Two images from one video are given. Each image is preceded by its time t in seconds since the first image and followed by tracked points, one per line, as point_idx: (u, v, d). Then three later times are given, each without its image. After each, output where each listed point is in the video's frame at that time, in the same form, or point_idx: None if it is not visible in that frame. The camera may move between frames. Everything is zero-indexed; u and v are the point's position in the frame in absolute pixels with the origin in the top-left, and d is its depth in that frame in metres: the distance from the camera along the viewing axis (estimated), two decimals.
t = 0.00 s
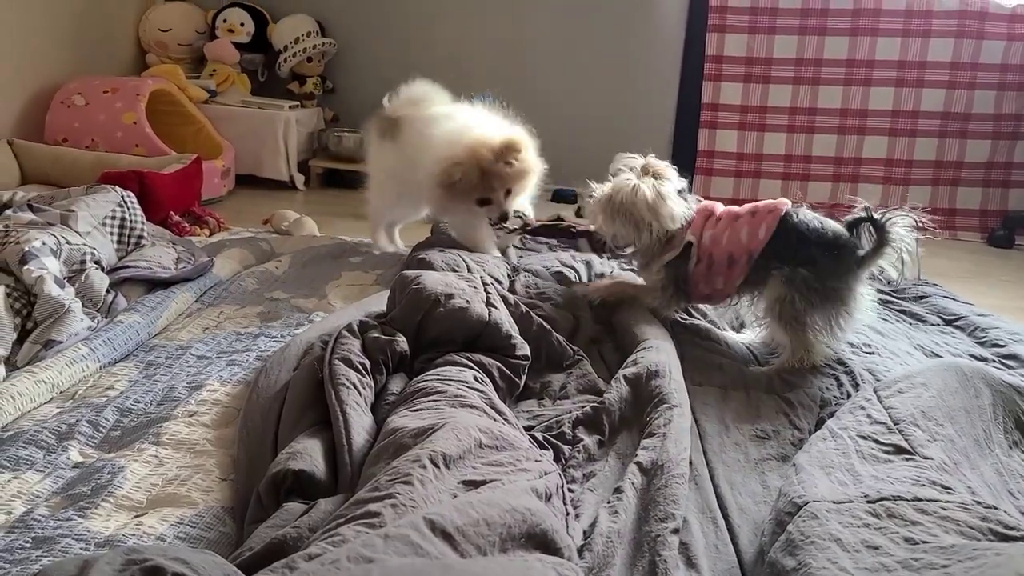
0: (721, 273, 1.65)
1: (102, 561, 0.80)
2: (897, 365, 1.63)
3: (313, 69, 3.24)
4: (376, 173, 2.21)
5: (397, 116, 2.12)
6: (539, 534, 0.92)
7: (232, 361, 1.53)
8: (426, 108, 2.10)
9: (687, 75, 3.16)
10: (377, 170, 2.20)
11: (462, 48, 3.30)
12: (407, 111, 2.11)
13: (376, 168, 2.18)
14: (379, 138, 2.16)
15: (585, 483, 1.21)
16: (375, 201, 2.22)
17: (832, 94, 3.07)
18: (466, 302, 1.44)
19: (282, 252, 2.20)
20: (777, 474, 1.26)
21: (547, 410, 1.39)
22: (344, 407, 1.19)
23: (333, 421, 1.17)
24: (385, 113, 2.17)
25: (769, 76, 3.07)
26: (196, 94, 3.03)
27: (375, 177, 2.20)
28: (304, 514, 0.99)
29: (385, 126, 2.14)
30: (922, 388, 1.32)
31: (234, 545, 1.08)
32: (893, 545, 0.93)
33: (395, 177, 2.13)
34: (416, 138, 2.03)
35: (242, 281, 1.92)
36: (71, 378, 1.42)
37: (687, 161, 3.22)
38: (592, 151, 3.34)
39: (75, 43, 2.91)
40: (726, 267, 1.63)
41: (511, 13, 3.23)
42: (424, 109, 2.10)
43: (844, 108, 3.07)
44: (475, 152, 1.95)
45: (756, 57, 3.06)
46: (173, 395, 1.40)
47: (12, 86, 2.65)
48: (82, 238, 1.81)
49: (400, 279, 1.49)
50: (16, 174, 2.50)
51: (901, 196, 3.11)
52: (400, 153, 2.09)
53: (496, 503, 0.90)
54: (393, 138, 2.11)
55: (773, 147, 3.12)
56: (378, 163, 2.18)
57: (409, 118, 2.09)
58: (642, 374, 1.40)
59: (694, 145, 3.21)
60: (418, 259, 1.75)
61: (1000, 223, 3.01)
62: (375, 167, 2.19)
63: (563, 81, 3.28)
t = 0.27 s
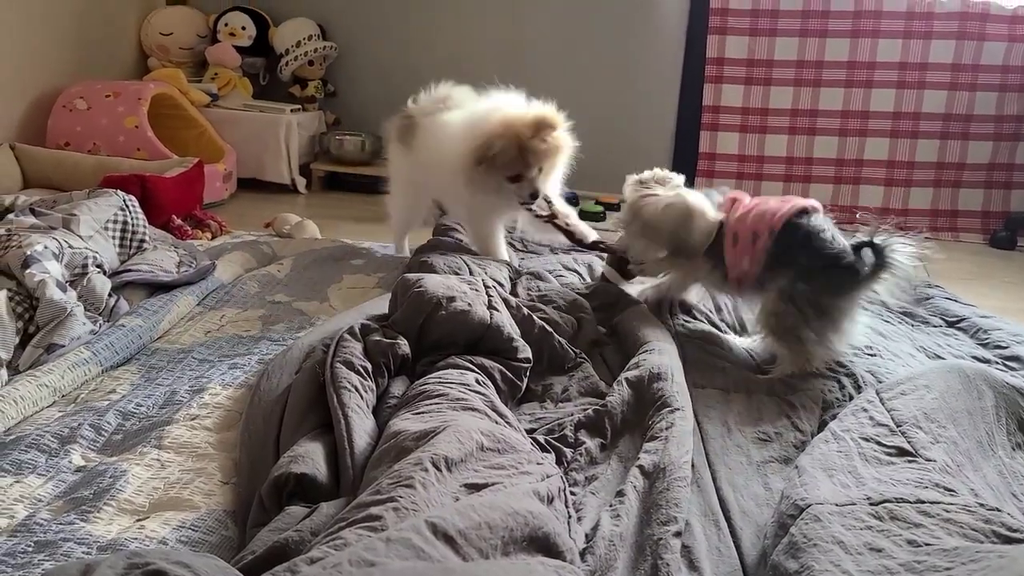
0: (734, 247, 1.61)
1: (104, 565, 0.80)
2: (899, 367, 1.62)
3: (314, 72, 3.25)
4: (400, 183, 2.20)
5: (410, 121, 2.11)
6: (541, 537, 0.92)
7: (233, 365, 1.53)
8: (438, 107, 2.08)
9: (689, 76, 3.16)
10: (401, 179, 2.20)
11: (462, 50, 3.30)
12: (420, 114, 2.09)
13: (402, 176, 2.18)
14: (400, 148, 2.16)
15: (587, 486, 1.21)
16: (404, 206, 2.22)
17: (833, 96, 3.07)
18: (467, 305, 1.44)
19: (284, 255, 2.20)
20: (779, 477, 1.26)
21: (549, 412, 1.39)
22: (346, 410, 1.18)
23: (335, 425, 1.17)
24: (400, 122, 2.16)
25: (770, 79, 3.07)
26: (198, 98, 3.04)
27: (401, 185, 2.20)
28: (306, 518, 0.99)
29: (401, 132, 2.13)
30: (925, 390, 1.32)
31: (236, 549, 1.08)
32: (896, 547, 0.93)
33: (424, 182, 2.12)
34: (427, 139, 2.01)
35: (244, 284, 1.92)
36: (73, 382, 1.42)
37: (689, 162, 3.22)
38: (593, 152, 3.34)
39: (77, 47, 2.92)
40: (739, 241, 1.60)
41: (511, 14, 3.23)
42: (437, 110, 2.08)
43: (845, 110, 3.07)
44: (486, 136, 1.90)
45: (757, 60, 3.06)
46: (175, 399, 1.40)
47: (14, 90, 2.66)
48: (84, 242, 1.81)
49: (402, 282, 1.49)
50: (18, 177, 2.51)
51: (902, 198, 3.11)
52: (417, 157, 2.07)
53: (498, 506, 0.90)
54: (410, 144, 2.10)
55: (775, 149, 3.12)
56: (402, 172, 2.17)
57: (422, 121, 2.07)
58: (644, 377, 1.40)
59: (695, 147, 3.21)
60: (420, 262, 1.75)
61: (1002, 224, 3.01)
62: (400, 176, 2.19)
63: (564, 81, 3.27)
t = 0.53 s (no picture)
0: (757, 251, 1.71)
1: (106, 568, 0.80)
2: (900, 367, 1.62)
3: (315, 74, 3.25)
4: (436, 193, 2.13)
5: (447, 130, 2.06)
6: (543, 539, 0.92)
7: (235, 367, 1.53)
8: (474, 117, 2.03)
9: (689, 77, 3.16)
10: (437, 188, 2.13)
11: (461, 51, 3.30)
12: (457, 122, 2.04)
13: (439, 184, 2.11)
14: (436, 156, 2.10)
15: (589, 488, 1.21)
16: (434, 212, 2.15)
17: (835, 96, 3.07)
18: (469, 307, 1.44)
19: (286, 257, 2.20)
20: (781, 478, 1.26)
21: (551, 414, 1.39)
22: (347, 412, 1.18)
23: (337, 426, 1.17)
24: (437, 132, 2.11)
25: (771, 80, 3.07)
26: (200, 100, 3.04)
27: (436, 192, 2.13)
28: (307, 520, 0.99)
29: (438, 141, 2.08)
30: (926, 391, 1.32)
31: (238, 551, 1.08)
32: (898, 548, 0.93)
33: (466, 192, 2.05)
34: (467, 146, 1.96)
35: (245, 287, 1.93)
36: (75, 384, 1.42)
37: (690, 163, 3.22)
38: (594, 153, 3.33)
39: (78, 50, 2.92)
40: (761, 250, 1.70)
41: (510, 13, 3.23)
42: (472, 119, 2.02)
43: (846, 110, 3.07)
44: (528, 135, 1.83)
45: (758, 60, 3.06)
46: (177, 401, 1.40)
47: (15, 93, 2.66)
48: (86, 245, 1.81)
49: (403, 283, 1.49)
50: (19, 180, 2.51)
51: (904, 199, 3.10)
52: (456, 163, 2.02)
53: (499, 508, 0.90)
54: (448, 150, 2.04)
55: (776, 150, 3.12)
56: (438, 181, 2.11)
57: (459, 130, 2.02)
58: (645, 378, 1.40)
59: (696, 147, 3.21)
60: (421, 264, 1.75)
61: (1003, 225, 3.01)
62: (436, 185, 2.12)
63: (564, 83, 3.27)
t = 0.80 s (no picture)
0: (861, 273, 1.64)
1: (107, 570, 0.80)
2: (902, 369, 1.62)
3: (315, 77, 3.25)
4: (440, 196, 2.16)
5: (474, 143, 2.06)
6: (545, 541, 0.92)
7: (236, 370, 1.53)
8: (499, 137, 2.04)
9: (689, 79, 3.16)
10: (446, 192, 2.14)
11: (461, 52, 3.30)
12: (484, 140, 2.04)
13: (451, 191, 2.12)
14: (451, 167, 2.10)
15: (591, 490, 1.21)
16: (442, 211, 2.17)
17: (836, 97, 3.07)
18: (470, 309, 1.44)
19: (288, 260, 2.21)
20: (783, 479, 1.25)
21: (552, 415, 1.39)
22: (348, 414, 1.18)
23: (338, 429, 1.16)
24: (450, 134, 2.09)
25: (771, 81, 3.07)
26: (200, 103, 3.04)
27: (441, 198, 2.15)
28: (309, 522, 0.99)
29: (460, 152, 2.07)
30: (928, 392, 1.32)
31: (240, 554, 1.08)
32: (900, 549, 0.93)
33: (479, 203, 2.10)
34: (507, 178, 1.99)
35: (246, 289, 1.93)
36: (76, 387, 1.43)
37: (691, 165, 3.22)
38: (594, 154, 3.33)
39: (79, 53, 2.93)
40: (878, 270, 1.63)
41: (511, 14, 3.23)
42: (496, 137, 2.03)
43: (847, 111, 3.08)
44: (581, 189, 1.94)
45: (759, 62, 3.06)
46: (178, 404, 1.40)
47: (17, 97, 2.67)
48: (87, 248, 1.81)
49: (404, 286, 1.49)
50: (21, 183, 2.51)
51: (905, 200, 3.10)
52: (480, 184, 2.04)
53: (501, 510, 0.90)
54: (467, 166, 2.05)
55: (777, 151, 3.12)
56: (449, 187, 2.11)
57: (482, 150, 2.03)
58: (647, 380, 1.40)
59: (697, 149, 3.21)
60: (422, 266, 1.75)
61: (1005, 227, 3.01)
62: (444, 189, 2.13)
63: (564, 84, 3.27)
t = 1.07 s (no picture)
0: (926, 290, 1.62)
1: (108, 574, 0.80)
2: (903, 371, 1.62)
3: (316, 80, 3.25)
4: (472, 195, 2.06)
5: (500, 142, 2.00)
6: (546, 543, 0.92)
7: (237, 372, 1.53)
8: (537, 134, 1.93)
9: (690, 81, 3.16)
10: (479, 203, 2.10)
11: (462, 54, 3.30)
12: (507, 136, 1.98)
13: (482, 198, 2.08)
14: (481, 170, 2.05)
15: (592, 492, 1.20)
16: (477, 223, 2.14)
17: (836, 99, 3.07)
18: (471, 311, 1.44)
19: (289, 263, 2.21)
20: (785, 481, 1.25)
21: (553, 418, 1.39)
22: (349, 417, 1.18)
23: (339, 431, 1.16)
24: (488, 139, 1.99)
25: (771, 83, 3.07)
26: (200, 106, 3.05)
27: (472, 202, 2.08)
28: (310, 525, 0.99)
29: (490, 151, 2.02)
30: (930, 393, 1.32)
31: (241, 557, 1.08)
32: (902, 551, 0.92)
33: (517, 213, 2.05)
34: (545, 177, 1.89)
35: (247, 292, 1.93)
36: (77, 391, 1.42)
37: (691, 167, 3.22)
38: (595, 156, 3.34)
39: (80, 56, 2.93)
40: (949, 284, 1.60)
41: (510, 14, 3.23)
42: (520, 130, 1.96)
43: (848, 113, 3.08)
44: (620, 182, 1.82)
45: (759, 64, 3.06)
46: (179, 407, 1.40)
47: (17, 100, 2.67)
48: (88, 251, 1.81)
49: (404, 288, 1.49)
50: (22, 187, 2.51)
51: (906, 202, 3.10)
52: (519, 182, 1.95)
53: (502, 512, 0.90)
54: (501, 170, 1.98)
55: (777, 153, 3.12)
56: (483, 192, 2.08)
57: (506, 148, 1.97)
58: (648, 382, 1.40)
59: (697, 151, 3.21)
60: (422, 269, 1.75)
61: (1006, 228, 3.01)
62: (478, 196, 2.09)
63: (565, 86, 3.27)
